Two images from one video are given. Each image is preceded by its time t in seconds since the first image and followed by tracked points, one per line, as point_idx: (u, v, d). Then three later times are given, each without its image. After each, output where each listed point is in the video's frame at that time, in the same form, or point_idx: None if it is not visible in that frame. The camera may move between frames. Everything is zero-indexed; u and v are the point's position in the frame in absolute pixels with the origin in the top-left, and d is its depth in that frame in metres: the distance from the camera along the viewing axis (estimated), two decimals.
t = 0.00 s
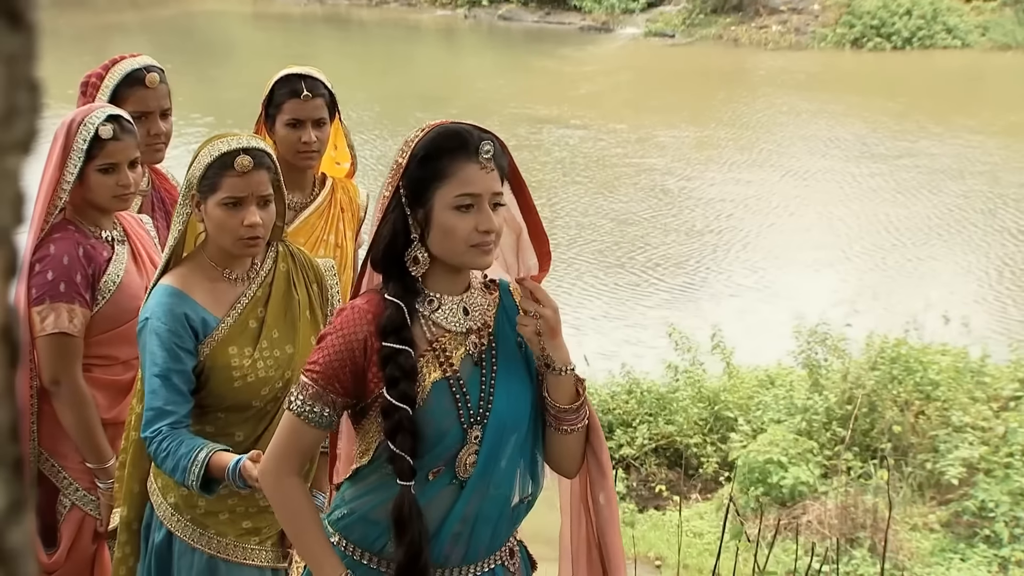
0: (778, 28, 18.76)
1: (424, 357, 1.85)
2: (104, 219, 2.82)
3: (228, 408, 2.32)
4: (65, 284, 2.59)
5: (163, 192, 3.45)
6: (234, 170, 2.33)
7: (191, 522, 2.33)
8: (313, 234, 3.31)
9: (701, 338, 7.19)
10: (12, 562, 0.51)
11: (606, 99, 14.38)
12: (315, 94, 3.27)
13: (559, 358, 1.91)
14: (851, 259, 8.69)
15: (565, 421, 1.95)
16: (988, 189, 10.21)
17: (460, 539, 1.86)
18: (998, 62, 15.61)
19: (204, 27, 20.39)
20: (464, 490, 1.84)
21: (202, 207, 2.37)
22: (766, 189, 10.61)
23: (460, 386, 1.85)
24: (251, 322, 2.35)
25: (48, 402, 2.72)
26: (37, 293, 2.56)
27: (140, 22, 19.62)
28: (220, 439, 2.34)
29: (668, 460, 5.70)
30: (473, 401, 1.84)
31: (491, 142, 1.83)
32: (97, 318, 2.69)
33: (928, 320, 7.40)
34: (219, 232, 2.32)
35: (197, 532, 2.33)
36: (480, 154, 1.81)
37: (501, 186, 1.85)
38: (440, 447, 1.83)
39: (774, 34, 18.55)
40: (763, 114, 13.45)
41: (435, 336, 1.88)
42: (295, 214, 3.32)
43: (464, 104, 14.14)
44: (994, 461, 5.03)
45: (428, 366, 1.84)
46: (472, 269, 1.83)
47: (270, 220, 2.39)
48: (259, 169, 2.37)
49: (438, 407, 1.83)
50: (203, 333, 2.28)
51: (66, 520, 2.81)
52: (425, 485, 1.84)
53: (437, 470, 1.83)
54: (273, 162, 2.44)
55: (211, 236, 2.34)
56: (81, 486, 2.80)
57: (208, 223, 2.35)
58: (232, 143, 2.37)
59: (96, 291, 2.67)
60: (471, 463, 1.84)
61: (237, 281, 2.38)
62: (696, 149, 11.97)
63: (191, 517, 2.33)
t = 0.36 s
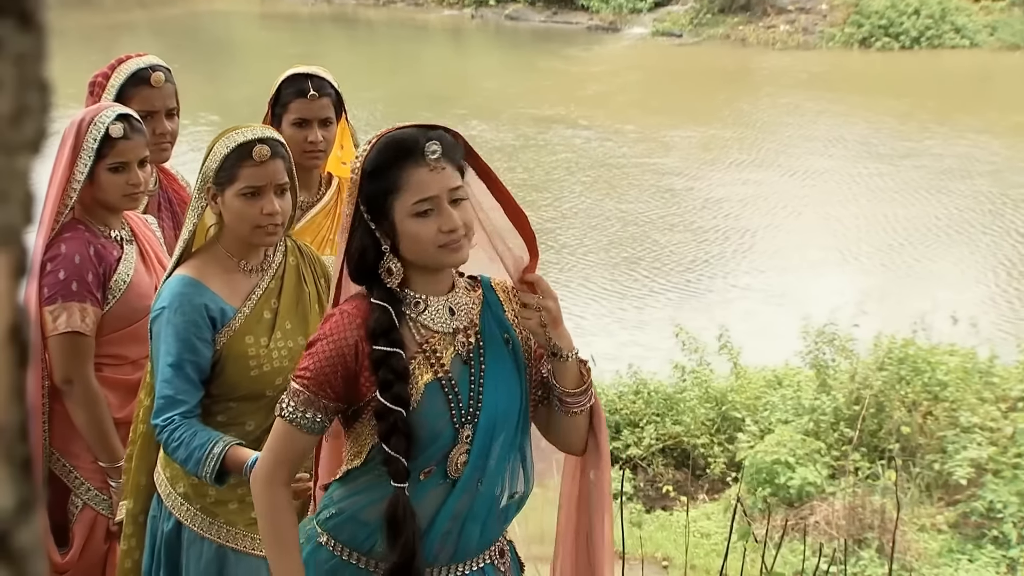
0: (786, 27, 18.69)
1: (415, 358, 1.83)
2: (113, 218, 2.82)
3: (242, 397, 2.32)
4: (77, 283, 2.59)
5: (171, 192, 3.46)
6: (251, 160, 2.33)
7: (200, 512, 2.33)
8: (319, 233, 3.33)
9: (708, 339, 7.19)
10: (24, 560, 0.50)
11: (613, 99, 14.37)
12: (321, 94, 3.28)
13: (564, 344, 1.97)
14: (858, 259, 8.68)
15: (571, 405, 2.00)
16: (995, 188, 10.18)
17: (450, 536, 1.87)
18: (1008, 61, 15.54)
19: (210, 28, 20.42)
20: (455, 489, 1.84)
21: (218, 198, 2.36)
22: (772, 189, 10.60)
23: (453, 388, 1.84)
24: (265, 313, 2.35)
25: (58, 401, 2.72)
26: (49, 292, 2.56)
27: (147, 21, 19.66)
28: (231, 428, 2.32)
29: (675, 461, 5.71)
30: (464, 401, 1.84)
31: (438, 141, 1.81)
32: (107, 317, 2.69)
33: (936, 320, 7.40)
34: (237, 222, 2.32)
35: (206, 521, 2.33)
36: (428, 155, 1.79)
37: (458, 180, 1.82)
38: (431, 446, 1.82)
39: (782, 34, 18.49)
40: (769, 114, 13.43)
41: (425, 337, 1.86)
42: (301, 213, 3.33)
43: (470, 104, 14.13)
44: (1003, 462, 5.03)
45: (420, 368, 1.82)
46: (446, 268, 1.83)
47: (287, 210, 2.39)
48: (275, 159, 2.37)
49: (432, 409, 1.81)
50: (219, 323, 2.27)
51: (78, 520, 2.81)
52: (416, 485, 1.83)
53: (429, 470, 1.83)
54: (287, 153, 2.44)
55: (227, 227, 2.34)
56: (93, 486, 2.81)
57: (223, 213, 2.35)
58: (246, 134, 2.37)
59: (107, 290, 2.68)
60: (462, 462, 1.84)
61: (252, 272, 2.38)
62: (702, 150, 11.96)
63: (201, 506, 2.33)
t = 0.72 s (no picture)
0: (795, 26, 18.69)
1: (382, 347, 1.76)
2: (121, 217, 2.82)
3: (254, 391, 2.32)
4: (84, 283, 2.58)
5: (178, 192, 3.46)
6: (264, 153, 2.34)
7: (210, 506, 2.33)
8: (325, 232, 3.31)
9: (717, 338, 7.19)
10: (31, 558, 0.45)
11: (621, 99, 14.38)
12: (327, 93, 3.29)
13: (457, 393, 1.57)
14: (865, 259, 8.67)
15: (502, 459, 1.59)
16: (1002, 189, 10.16)
17: (409, 541, 1.72)
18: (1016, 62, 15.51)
19: (218, 28, 20.47)
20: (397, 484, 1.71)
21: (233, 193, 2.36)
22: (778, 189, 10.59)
23: (395, 386, 1.70)
24: (278, 308, 2.34)
25: (66, 401, 2.72)
26: (55, 291, 2.56)
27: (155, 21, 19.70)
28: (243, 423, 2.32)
29: (683, 461, 5.72)
30: (401, 405, 1.69)
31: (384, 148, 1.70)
32: (114, 317, 2.69)
33: (945, 321, 7.37)
34: (251, 217, 2.31)
35: (216, 515, 2.33)
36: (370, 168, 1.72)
37: (393, 188, 1.67)
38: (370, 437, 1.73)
39: (791, 33, 18.48)
40: (776, 114, 13.43)
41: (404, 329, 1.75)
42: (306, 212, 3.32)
43: (478, 104, 14.16)
44: (1012, 463, 5.03)
45: (381, 355, 1.74)
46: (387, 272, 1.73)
47: (301, 204, 2.39)
48: (289, 153, 2.38)
49: (371, 397, 1.72)
50: (233, 316, 2.27)
51: (84, 519, 2.81)
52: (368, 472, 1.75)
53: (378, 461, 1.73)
54: (301, 147, 2.45)
55: (241, 221, 2.34)
56: (99, 485, 2.80)
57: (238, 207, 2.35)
58: (261, 128, 2.38)
59: (114, 289, 2.68)
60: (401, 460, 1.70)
61: (265, 267, 2.38)
62: (709, 150, 11.95)
63: (210, 501, 2.33)
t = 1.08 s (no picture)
0: (806, 26, 18.62)
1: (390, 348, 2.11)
2: (131, 217, 2.82)
3: (260, 393, 2.31)
4: (90, 282, 2.59)
5: (189, 191, 3.48)
6: (270, 154, 2.34)
7: (216, 506, 2.33)
8: (333, 231, 3.33)
9: (727, 338, 7.18)
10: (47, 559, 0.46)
11: (631, 100, 14.36)
12: (335, 92, 3.29)
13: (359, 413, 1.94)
14: (874, 260, 8.65)
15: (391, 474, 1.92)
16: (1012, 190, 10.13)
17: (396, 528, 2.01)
18: None
19: (227, 27, 20.48)
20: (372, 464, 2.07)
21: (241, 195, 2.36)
22: (786, 189, 10.57)
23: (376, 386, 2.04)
24: (285, 310, 2.33)
25: (75, 401, 2.73)
26: (63, 291, 2.57)
27: (165, 21, 19.73)
28: (249, 424, 2.32)
29: (693, 462, 5.73)
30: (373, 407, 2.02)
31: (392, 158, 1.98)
32: (123, 316, 2.69)
33: (957, 323, 7.34)
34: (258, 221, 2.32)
35: (222, 516, 2.33)
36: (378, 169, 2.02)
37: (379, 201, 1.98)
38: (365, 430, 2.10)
39: (803, 33, 18.40)
40: (786, 114, 13.40)
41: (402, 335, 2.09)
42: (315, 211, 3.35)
43: (487, 104, 14.14)
44: None
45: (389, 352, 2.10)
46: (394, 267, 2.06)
47: (308, 205, 2.38)
48: (296, 154, 2.37)
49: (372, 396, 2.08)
50: (238, 318, 2.27)
51: (95, 519, 2.82)
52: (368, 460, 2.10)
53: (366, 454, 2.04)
54: (309, 148, 2.44)
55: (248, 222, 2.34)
56: (109, 485, 2.81)
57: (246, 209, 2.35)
58: (268, 130, 2.38)
59: (122, 290, 2.68)
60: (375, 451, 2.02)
61: (274, 268, 2.37)
62: (718, 150, 11.93)
63: (217, 501, 2.33)
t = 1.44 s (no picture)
0: (817, 26, 18.57)
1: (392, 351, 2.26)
2: (138, 217, 2.82)
3: (264, 395, 2.31)
4: (97, 282, 2.60)
5: (196, 189, 3.48)
6: (273, 157, 2.35)
7: (217, 508, 2.34)
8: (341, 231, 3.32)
9: (737, 339, 7.18)
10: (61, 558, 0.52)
11: (640, 100, 14.34)
12: (342, 91, 3.29)
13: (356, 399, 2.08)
14: (882, 261, 8.64)
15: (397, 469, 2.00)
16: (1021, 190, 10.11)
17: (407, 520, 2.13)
18: None
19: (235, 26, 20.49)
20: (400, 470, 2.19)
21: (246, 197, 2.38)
22: (793, 189, 10.56)
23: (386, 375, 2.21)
24: (289, 311, 2.33)
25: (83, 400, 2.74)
26: (70, 291, 2.58)
27: (174, 21, 19.76)
28: (252, 426, 2.32)
29: (703, 462, 5.73)
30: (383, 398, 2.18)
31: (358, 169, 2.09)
32: (130, 316, 2.70)
33: (968, 324, 7.33)
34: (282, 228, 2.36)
35: (223, 519, 2.33)
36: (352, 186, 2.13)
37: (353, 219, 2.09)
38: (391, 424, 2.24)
39: (813, 33, 18.35)
40: (795, 115, 13.38)
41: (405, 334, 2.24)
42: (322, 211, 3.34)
43: (496, 104, 14.13)
44: None
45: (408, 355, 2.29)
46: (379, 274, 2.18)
47: (311, 207, 2.38)
48: (300, 157, 2.38)
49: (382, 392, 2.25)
50: (241, 320, 2.27)
51: (105, 518, 2.83)
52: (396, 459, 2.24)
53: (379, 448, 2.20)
54: (313, 150, 2.45)
55: (252, 224, 2.35)
56: (119, 484, 2.82)
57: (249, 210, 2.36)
58: (272, 131, 2.39)
59: (129, 288, 2.69)
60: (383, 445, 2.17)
61: (279, 270, 2.37)
62: (726, 150, 11.91)
63: (219, 503, 2.34)
